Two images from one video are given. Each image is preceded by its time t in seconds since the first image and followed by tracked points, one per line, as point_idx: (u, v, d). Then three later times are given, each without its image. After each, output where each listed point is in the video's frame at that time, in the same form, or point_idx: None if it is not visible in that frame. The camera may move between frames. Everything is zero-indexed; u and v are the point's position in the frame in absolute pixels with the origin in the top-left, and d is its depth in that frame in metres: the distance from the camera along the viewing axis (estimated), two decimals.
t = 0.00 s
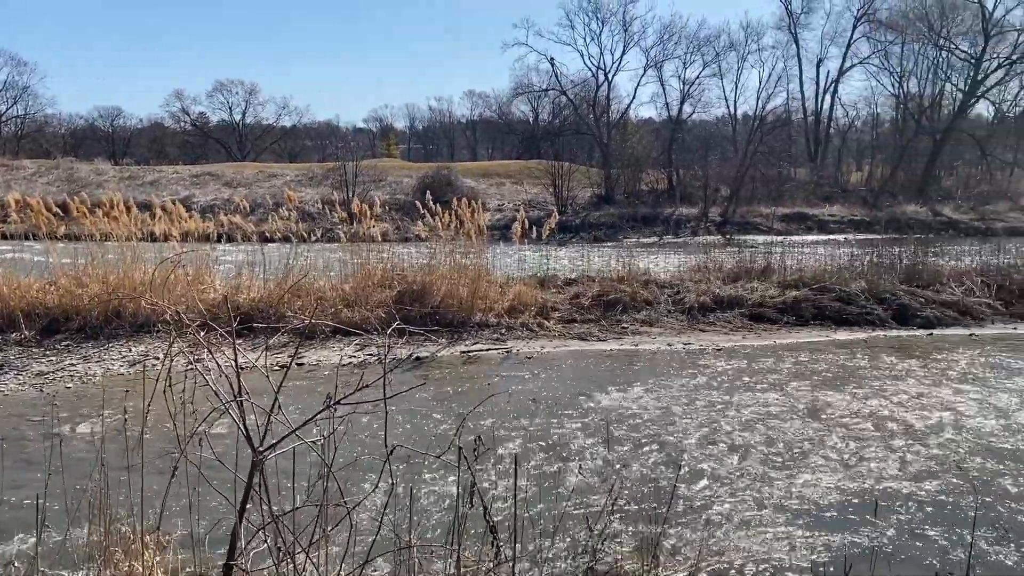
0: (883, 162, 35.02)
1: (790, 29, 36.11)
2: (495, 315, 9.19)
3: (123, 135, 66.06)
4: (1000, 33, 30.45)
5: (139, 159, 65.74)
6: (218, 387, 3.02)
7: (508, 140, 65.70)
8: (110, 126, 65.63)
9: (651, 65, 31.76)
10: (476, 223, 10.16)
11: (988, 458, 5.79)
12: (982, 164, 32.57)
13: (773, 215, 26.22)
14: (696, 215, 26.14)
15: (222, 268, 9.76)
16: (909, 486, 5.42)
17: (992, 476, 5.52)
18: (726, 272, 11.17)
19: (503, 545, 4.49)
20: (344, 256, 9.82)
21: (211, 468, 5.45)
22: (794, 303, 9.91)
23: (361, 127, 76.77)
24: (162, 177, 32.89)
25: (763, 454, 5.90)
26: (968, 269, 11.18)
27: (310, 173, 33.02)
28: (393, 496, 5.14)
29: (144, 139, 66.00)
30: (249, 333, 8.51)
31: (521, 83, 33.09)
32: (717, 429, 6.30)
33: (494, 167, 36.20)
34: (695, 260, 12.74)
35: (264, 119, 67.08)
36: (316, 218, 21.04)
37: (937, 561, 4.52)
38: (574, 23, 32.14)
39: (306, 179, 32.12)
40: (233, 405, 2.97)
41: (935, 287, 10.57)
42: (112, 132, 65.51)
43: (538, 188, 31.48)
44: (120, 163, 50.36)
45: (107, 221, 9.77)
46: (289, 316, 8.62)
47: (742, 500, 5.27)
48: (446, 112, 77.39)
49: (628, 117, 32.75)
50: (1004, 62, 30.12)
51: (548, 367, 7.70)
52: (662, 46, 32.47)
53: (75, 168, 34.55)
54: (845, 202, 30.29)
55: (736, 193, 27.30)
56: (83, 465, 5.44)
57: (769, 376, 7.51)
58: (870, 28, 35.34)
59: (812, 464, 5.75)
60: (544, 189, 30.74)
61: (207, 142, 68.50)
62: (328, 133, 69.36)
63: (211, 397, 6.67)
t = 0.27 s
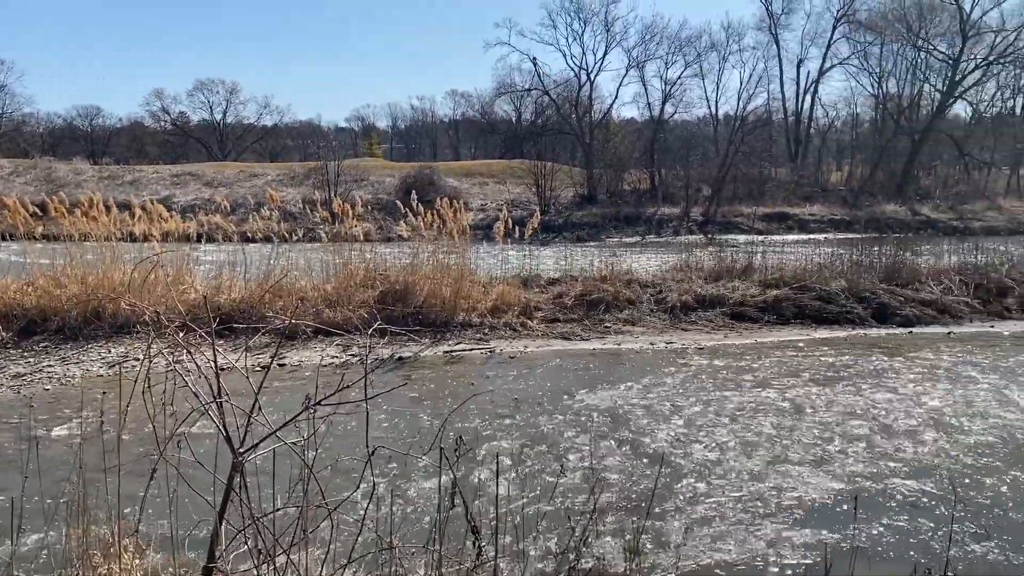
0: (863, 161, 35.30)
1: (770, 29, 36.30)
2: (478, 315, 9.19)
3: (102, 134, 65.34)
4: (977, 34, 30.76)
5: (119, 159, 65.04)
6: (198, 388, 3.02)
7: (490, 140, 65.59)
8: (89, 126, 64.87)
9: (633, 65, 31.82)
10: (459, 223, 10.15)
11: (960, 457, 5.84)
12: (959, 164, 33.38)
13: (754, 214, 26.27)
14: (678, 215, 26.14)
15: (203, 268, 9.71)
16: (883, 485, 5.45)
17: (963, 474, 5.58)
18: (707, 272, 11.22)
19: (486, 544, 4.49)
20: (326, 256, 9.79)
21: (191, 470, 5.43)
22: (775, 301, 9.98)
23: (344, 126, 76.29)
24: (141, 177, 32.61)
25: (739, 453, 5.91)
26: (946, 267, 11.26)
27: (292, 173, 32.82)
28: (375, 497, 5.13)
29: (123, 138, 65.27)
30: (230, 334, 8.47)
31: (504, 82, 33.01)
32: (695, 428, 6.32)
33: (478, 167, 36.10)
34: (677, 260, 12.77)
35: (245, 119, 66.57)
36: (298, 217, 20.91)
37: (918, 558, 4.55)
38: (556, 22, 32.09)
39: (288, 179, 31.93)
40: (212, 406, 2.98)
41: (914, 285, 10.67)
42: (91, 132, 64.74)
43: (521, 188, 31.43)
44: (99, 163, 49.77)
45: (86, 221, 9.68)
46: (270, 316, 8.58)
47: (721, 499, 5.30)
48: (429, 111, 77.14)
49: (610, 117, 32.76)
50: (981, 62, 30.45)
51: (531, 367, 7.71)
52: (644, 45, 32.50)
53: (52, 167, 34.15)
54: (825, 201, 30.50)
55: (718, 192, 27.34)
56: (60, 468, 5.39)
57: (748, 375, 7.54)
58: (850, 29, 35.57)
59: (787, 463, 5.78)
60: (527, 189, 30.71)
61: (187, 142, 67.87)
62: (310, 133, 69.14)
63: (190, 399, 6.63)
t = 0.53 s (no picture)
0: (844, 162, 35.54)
1: (752, 30, 36.47)
2: (461, 315, 9.18)
3: (82, 134, 64.59)
4: (956, 35, 31.01)
5: (99, 159, 64.32)
6: (179, 390, 3.03)
7: (473, 140, 65.38)
8: (68, 125, 64.12)
9: (616, 65, 31.85)
10: (443, 223, 10.14)
11: (933, 455, 5.86)
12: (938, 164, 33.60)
13: (736, 214, 26.32)
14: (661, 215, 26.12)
15: (184, 268, 9.65)
16: (856, 484, 5.46)
17: (935, 472, 5.60)
18: (691, 271, 11.26)
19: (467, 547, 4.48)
20: (310, 257, 9.76)
21: (171, 471, 5.40)
22: (758, 301, 10.03)
23: (326, 126, 75.85)
24: (121, 177, 32.30)
25: (716, 453, 5.91)
26: (925, 266, 11.34)
27: (273, 173, 32.58)
28: (357, 498, 5.11)
29: (103, 138, 64.55)
30: (212, 335, 8.42)
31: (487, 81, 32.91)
32: (674, 427, 6.32)
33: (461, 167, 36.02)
34: (660, 259, 12.78)
35: (227, 118, 66.03)
36: (279, 218, 20.79)
37: (897, 557, 4.57)
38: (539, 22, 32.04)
39: (270, 178, 31.72)
40: (194, 407, 2.99)
41: (894, 284, 10.74)
42: (71, 131, 64.00)
43: (505, 187, 31.36)
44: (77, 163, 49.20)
45: (65, 221, 9.60)
46: (252, 317, 8.54)
47: (700, 497, 5.32)
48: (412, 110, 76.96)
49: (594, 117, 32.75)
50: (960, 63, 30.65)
51: (515, 367, 7.70)
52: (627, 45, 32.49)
53: (29, 167, 33.74)
54: (808, 200, 30.66)
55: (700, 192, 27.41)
56: (37, 471, 5.34)
57: (728, 374, 7.55)
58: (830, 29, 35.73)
59: (762, 463, 5.77)
60: (511, 189, 30.66)
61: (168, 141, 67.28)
62: (292, 133, 68.71)
63: (169, 400, 6.59)
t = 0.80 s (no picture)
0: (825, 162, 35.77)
1: (735, 30, 36.57)
2: (445, 315, 9.18)
3: (62, 133, 63.80)
4: (936, 36, 31.27)
5: (79, 159, 63.54)
6: (159, 393, 3.02)
7: (456, 140, 65.20)
8: (48, 125, 63.32)
9: (600, 65, 31.84)
10: (426, 223, 10.14)
11: (908, 454, 5.90)
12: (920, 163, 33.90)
13: (719, 213, 26.37)
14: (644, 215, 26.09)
15: (166, 269, 9.60)
16: (832, 484, 5.48)
17: (910, 470, 5.64)
18: (674, 270, 11.29)
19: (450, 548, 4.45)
20: (293, 258, 9.74)
21: (151, 474, 5.38)
22: (742, 300, 10.06)
23: (310, 125, 75.45)
24: (102, 176, 31.97)
25: (694, 453, 5.92)
26: (906, 265, 11.42)
27: (256, 173, 32.34)
28: (340, 498, 5.10)
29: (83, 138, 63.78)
30: (194, 336, 8.38)
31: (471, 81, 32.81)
32: (654, 427, 6.33)
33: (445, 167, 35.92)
34: (644, 258, 12.81)
35: (209, 117, 65.46)
36: (260, 218, 20.64)
37: (877, 555, 4.59)
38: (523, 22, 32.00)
39: (252, 178, 31.50)
40: (173, 410, 2.99)
41: (876, 283, 10.82)
42: (50, 131, 63.19)
43: (489, 186, 31.30)
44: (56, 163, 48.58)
45: (44, 222, 9.53)
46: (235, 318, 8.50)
47: (682, 495, 5.35)
48: (395, 109, 76.69)
49: (577, 117, 32.75)
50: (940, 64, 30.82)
51: (499, 367, 7.71)
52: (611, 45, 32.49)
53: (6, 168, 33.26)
54: (791, 199, 30.80)
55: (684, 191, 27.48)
56: (14, 474, 5.30)
57: (709, 374, 7.58)
58: (812, 29, 35.91)
59: (740, 463, 5.78)
60: (495, 188, 30.60)
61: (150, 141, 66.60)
62: (275, 133, 68.26)
63: (149, 402, 6.56)
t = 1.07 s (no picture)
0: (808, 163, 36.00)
1: (719, 31, 36.65)
2: (430, 316, 9.17)
3: (42, 133, 63.07)
4: (917, 36, 31.49)
5: (59, 160, 62.83)
6: (141, 394, 3.00)
7: (440, 140, 65.02)
8: (28, 125, 62.58)
9: (584, 65, 31.83)
10: (410, 223, 10.13)
11: (886, 453, 5.93)
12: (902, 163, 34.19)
13: (702, 213, 26.40)
14: (628, 215, 26.08)
15: (148, 270, 9.54)
16: (806, 485, 5.48)
17: (887, 469, 5.68)
18: (658, 270, 11.32)
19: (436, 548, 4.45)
20: (277, 259, 9.71)
21: (131, 477, 5.35)
22: (725, 300, 10.11)
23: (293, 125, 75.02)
24: (83, 177, 31.66)
25: (672, 453, 5.94)
26: (888, 264, 11.49)
27: (239, 173, 32.12)
28: (324, 499, 5.08)
29: (65, 138, 63.07)
30: (176, 337, 8.33)
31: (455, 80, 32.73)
32: (636, 427, 6.35)
33: (430, 167, 35.83)
34: (630, 258, 12.84)
35: (192, 117, 64.94)
36: (244, 218, 20.52)
37: (861, 553, 4.61)
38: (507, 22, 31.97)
39: (236, 179, 31.30)
40: (155, 412, 2.98)
41: (858, 282, 10.88)
42: (30, 131, 62.45)
43: (474, 187, 31.25)
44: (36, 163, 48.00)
45: (24, 222, 9.45)
46: (218, 319, 8.46)
47: (666, 495, 5.36)
48: (380, 109, 76.42)
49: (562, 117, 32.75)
50: (921, 65, 30.98)
51: (484, 367, 7.71)
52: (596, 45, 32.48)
53: None
54: (774, 199, 30.93)
55: (668, 191, 27.54)
56: None
57: (691, 374, 7.60)
58: (795, 30, 36.06)
59: (716, 463, 5.79)
60: (480, 189, 30.55)
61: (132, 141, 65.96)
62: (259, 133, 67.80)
63: (131, 405, 6.52)
